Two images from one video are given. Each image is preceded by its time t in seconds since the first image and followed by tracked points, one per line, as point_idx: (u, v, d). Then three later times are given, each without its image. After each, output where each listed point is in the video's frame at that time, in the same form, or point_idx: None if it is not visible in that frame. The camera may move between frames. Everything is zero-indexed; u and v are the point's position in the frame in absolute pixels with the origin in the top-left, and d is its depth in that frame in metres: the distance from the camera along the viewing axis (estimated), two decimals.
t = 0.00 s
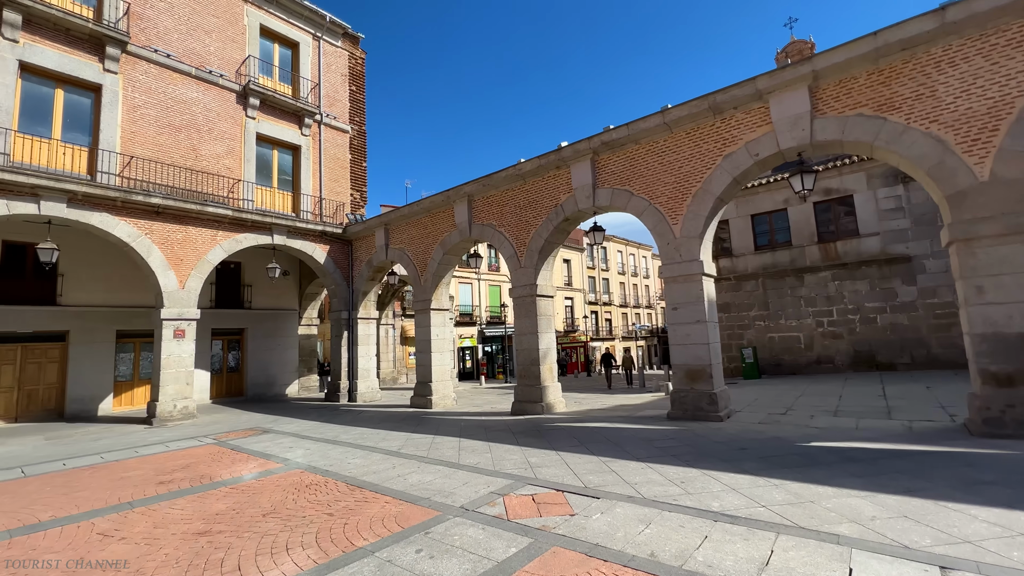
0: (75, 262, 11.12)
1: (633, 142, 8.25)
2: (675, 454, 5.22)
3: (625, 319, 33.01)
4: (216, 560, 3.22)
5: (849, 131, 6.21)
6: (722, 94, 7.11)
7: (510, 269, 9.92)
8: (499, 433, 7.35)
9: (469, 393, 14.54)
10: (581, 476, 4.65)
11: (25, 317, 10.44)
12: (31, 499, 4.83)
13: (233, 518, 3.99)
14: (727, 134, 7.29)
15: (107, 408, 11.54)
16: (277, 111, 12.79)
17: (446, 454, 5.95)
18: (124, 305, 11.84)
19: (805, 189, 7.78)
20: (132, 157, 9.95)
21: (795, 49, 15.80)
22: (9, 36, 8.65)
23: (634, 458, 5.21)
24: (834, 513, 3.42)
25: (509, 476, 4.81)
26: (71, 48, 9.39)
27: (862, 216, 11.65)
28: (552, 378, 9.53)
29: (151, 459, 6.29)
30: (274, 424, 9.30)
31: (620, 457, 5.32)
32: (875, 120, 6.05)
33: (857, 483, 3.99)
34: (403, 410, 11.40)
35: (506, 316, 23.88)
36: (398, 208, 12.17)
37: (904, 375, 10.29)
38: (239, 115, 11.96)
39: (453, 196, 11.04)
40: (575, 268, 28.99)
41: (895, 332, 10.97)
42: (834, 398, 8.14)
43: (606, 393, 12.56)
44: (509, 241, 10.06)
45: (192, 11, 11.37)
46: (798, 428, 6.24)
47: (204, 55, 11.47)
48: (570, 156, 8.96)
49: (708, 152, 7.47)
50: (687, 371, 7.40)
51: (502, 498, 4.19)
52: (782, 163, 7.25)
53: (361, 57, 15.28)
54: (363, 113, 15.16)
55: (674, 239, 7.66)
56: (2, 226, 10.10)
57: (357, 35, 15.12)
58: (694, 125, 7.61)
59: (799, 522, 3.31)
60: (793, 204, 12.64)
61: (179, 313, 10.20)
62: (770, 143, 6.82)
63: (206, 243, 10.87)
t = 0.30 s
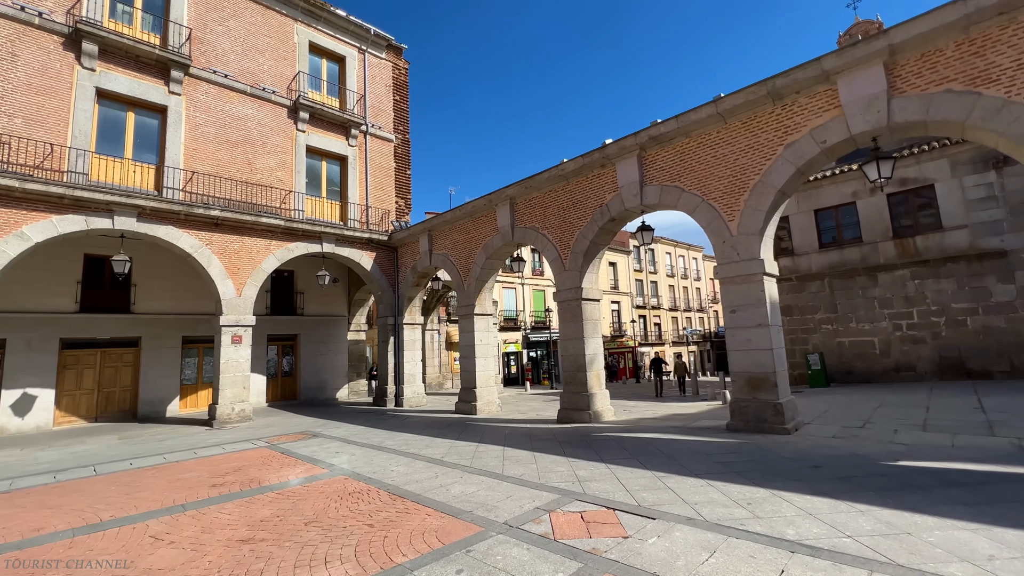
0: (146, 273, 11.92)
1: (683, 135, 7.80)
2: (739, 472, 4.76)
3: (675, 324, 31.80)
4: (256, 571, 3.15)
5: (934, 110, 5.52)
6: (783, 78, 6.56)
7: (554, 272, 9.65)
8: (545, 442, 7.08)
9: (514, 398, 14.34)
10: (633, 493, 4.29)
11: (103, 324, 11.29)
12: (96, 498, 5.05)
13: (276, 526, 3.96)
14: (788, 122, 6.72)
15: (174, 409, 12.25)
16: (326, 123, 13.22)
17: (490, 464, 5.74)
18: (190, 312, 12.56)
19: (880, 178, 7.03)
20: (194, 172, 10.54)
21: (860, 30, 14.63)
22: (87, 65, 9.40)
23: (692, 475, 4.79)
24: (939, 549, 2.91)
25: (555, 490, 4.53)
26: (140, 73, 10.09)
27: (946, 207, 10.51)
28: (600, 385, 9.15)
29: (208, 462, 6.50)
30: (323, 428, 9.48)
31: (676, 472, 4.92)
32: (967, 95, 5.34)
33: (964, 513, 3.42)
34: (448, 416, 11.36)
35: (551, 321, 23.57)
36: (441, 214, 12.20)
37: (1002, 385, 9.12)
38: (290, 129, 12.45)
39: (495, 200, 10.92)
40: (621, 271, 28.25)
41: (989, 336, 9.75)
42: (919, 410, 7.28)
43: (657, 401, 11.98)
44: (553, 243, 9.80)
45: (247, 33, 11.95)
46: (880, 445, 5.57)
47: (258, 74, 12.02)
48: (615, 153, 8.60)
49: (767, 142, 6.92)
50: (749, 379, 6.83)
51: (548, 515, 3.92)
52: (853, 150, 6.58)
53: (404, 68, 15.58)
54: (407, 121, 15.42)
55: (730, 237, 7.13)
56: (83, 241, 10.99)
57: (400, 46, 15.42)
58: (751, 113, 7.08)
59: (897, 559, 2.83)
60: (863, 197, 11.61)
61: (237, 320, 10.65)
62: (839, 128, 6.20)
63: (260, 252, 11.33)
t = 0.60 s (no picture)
0: (205, 284, 12.56)
1: (734, 128, 7.30)
2: (809, 496, 4.24)
3: (727, 330, 30.31)
4: None
5: None
6: (847, 59, 5.97)
7: (597, 277, 9.29)
8: (589, 455, 6.73)
9: (558, 408, 13.99)
10: (688, 517, 3.90)
11: (166, 333, 11.97)
12: (149, 502, 5.19)
13: (312, 539, 3.87)
14: (854, 107, 6.11)
15: (230, 414, 12.77)
16: (368, 135, 13.54)
17: (531, 478, 5.47)
18: (244, 321, 13.11)
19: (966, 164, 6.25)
20: (246, 187, 11.02)
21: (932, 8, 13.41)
22: (150, 91, 10.05)
23: (754, 497, 4.33)
24: None
25: (601, 510, 4.21)
26: (198, 95, 10.69)
27: None
28: (648, 395, 8.68)
29: (254, 468, 6.61)
30: (367, 435, 9.54)
31: (736, 494, 4.47)
32: None
33: None
34: (490, 425, 11.18)
35: (595, 327, 23.04)
36: (481, 220, 12.13)
37: None
38: (335, 142, 12.81)
39: (535, 204, 10.72)
40: (668, 276, 27.27)
41: None
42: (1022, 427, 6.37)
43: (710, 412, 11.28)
44: (595, 247, 9.46)
45: (295, 52, 12.44)
46: (977, 467, 4.86)
47: (305, 91, 12.47)
48: (660, 150, 8.18)
49: (831, 130, 6.32)
50: (815, 391, 6.21)
51: (593, 538, 3.61)
52: (934, 134, 5.89)
53: (444, 77, 15.76)
54: (447, 130, 15.56)
55: (791, 235, 6.55)
56: (148, 255, 11.73)
57: (440, 56, 15.63)
58: (811, 100, 6.51)
59: None
60: (942, 188, 10.51)
61: (286, 328, 10.98)
62: (916, 110, 5.56)
63: (307, 262, 11.67)
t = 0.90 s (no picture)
0: (255, 295, 13.06)
1: (791, 118, 6.77)
2: (897, 527, 3.70)
3: (782, 337, 28.60)
4: None
5: None
6: (922, 34, 5.37)
7: (641, 282, 8.87)
8: (637, 471, 6.31)
9: (602, 418, 13.50)
10: (754, 547, 3.47)
11: (220, 343, 12.49)
12: (195, 509, 5.27)
13: (346, 555, 3.74)
14: (931, 87, 5.49)
15: (278, 422, 13.13)
16: (407, 146, 13.74)
17: (575, 495, 5.15)
18: (291, 330, 13.50)
19: None
20: (291, 201, 11.38)
21: None
22: (204, 112, 10.59)
23: (829, 525, 3.84)
24: None
25: (652, 534, 3.84)
26: (247, 114, 11.17)
27: None
28: (699, 407, 8.14)
29: (297, 476, 6.64)
30: (407, 445, 9.48)
31: (807, 520, 3.98)
32: None
33: None
34: (532, 436, 10.88)
35: (639, 335, 22.29)
36: (519, 227, 11.94)
37: None
38: (376, 154, 13.06)
39: (574, 208, 10.42)
40: (716, 280, 26.09)
41: None
42: None
43: (768, 425, 10.49)
44: (639, 251, 9.05)
45: (337, 69, 12.82)
46: None
47: (346, 105, 12.80)
48: (708, 146, 7.72)
49: (903, 114, 5.70)
50: (894, 405, 5.55)
51: (645, 568, 3.25)
52: None
53: (481, 86, 15.82)
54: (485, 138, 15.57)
55: (859, 231, 5.94)
56: (203, 268, 12.33)
57: (476, 65, 15.71)
58: (879, 82, 5.91)
59: None
60: None
61: (329, 337, 11.17)
62: (1008, 86, 4.90)
63: (349, 272, 11.88)
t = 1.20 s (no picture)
0: (297, 305, 13.41)
1: (850, 104, 6.21)
2: (1004, 565, 3.15)
3: (841, 344, 26.78)
4: None
5: None
6: None
7: (685, 286, 8.39)
8: (686, 489, 5.86)
9: (645, 430, 12.92)
10: None
11: (265, 352, 12.87)
12: (232, 518, 5.27)
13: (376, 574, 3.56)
14: (1019, 59, 4.84)
15: (320, 430, 13.33)
16: (443, 155, 13.81)
17: (619, 515, 4.79)
18: (332, 339, 13.75)
19: None
20: (331, 213, 11.61)
21: None
22: (249, 129, 11.01)
23: (918, 560, 3.32)
24: None
25: (707, 564, 3.44)
26: (289, 130, 11.54)
27: None
28: (753, 420, 7.55)
29: (334, 486, 6.60)
30: (444, 456, 9.34)
31: (890, 553, 3.47)
32: None
33: None
34: (572, 447, 10.51)
35: (683, 343, 21.41)
36: (556, 232, 11.67)
37: None
38: (412, 164, 13.20)
39: (612, 210, 10.07)
40: (765, 285, 24.78)
41: None
42: None
43: (830, 440, 9.66)
44: (682, 253, 8.58)
45: (373, 82, 13.08)
46: None
47: (383, 117, 13.02)
48: (756, 139, 7.22)
49: (985, 91, 5.07)
50: (986, 420, 4.88)
51: None
52: None
53: (514, 93, 15.76)
54: (520, 145, 15.46)
55: (936, 224, 5.31)
56: (249, 280, 12.77)
57: (510, 72, 15.67)
58: (954, 58, 5.30)
59: None
60: None
61: (368, 346, 11.26)
62: None
63: (387, 281, 11.97)
